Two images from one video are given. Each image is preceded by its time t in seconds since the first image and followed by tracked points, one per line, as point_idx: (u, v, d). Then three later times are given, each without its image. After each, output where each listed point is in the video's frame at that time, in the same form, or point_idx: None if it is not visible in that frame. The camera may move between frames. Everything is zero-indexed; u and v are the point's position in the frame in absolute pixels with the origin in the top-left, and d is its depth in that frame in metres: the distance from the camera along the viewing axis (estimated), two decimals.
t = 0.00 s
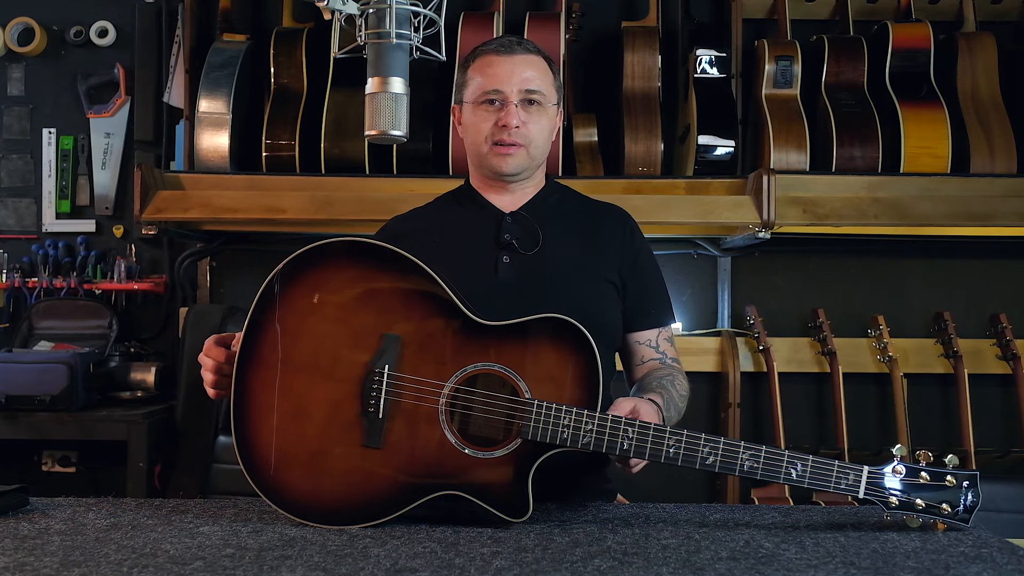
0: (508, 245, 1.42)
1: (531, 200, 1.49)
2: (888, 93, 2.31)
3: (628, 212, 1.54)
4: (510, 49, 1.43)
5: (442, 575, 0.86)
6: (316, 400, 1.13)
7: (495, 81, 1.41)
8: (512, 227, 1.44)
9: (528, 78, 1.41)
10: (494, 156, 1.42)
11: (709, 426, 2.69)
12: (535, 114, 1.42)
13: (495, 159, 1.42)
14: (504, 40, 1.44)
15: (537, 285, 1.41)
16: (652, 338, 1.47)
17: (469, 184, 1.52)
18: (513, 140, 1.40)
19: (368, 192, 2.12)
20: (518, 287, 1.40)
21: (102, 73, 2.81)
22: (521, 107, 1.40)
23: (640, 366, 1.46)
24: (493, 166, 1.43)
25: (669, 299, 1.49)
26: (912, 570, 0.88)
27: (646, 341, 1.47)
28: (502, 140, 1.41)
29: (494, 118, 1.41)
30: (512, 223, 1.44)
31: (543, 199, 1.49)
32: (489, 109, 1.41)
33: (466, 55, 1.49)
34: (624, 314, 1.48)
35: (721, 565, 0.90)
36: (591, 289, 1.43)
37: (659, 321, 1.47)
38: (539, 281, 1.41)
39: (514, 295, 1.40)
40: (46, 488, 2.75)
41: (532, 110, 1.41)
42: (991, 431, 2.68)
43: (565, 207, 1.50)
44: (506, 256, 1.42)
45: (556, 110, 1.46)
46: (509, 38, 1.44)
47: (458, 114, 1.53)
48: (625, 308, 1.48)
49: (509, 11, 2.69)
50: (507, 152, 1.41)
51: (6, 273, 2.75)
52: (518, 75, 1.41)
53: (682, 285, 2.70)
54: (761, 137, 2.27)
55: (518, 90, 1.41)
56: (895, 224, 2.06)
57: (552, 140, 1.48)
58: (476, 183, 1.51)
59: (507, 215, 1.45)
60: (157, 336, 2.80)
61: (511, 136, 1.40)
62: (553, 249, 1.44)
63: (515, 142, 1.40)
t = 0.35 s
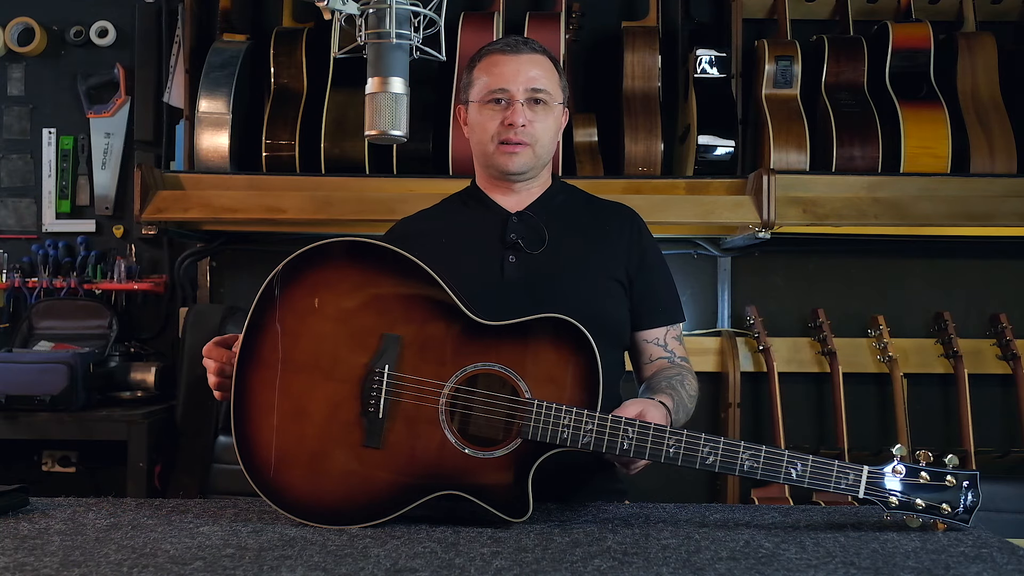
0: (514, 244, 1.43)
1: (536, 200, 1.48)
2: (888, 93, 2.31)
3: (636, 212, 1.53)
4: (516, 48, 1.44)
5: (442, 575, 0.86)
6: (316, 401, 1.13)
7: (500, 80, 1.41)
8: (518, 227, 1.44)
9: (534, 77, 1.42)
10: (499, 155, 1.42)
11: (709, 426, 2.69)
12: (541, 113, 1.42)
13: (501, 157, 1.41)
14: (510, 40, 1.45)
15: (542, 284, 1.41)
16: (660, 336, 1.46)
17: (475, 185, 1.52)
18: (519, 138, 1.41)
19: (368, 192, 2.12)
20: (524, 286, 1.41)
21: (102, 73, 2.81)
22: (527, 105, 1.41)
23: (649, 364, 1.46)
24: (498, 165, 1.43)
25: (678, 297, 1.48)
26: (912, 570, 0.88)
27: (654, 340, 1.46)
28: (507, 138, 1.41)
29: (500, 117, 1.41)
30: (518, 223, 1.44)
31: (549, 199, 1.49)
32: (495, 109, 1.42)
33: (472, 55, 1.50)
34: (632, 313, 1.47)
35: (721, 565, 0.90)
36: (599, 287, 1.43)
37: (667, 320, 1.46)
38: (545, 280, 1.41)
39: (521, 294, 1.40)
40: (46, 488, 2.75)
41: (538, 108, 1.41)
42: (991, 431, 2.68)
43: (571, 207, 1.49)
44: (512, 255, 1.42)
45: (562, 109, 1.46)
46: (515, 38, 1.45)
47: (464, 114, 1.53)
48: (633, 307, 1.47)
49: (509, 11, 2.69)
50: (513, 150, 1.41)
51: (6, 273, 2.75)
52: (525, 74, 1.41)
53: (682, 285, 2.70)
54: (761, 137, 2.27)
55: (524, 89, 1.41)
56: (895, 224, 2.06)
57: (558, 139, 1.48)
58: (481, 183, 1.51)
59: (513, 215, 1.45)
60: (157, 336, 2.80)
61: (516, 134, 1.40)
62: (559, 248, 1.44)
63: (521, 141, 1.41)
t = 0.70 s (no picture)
0: (520, 244, 1.43)
1: (542, 202, 1.48)
2: (888, 93, 2.31)
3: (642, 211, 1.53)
4: (526, 53, 1.42)
5: (442, 575, 0.86)
6: (316, 400, 1.13)
7: (510, 87, 1.40)
8: (524, 227, 1.44)
9: (543, 84, 1.41)
10: (508, 162, 1.43)
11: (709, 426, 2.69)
12: (551, 120, 1.42)
13: (509, 164, 1.43)
14: (519, 44, 1.43)
15: (547, 284, 1.41)
16: (668, 334, 1.46)
17: (481, 186, 1.54)
18: (528, 146, 1.41)
19: (368, 192, 2.12)
20: (529, 286, 1.41)
21: (103, 73, 2.81)
22: (536, 113, 1.41)
23: (657, 363, 1.46)
24: (507, 172, 1.44)
25: (685, 295, 1.47)
26: (912, 570, 0.88)
27: (660, 338, 1.46)
28: (516, 146, 1.42)
29: (509, 124, 1.41)
30: (523, 223, 1.44)
31: (554, 199, 1.49)
32: (504, 116, 1.41)
33: (480, 54, 1.48)
34: (638, 312, 1.47)
35: (721, 565, 0.90)
36: (605, 286, 1.43)
37: (673, 319, 1.45)
38: (550, 279, 1.41)
39: (527, 293, 1.41)
40: (46, 489, 2.75)
41: (547, 116, 1.41)
42: (990, 431, 2.68)
43: (576, 207, 1.49)
44: (517, 255, 1.43)
45: (571, 115, 1.46)
46: (525, 42, 1.43)
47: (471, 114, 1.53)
48: (639, 305, 1.46)
49: (509, 11, 2.69)
50: (522, 158, 1.42)
51: (6, 273, 2.75)
52: (534, 81, 1.40)
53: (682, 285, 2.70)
54: (761, 137, 2.27)
55: (533, 96, 1.40)
56: (895, 224, 2.06)
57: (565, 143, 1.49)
58: (488, 185, 1.52)
59: (518, 215, 1.45)
60: (157, 336, 2.80)
61: (526, 142, 1.41)
62: (564, 248, 1.44)
63: (530, 149, 1.41)
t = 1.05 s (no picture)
0: (521, 246, 1.43)
1: (542, 202, 1.48)
2: (888, 93, 2.31)
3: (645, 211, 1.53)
4: (524, 47, 1.44)
5: (442, 575, 0.86)
6: (317, 400, 1.13)
7: (508, 77, 1.42)
8: (525, 228, 1.44)
9: (541, 75, 1.42)
10: (506, 152, 1.42)
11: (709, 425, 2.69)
12: (548, 110, 1.42)
13: (507, 154, 1.42)
14: (518, 39, 1.46)
15: (549, 284, 1.41)
16: (670, 336, 1.46)
17: (483, 186, 1.54)
18: (525, 135, 1.41)
19: (368, 192, 2.12)
20: (531, 287, 1.41)
21: (103, 73, 2.81)
22: (534, 103, 1.41)
23: (660, 365, 1.46)
24: (505, 162, 1.43)
25: (687, 295, 1.47)
26: (912, 570, 0.88)
27: (663, 341, 1.46)
28: (513, 135, 1.41)
29: (506, 114, 1.41)
30: (524, 224, 1.44)
31: (556, 199, 1.49)
32: (502, 106, 1.42)
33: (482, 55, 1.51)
34: (641, 313, 1.46)
35: (721, 564, 0.90)
36: (606, 287, 1.43)
37: (675, 320, 1.45)
38: (552, 280, 1.41)
39: (529, 294, 1.41)
40: (46, 489, 2.75)
41: (545, 106, 1.42)
42: (990, 431, 2.68)
43: (578, 207, 1.49)
44: (518, 257, 1.42)
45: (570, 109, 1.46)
46: (523, 37, 1.46)
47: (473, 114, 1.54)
48: (642, 305, 1.46)
49: (509, 11, 2.69)
50: (519, 148, 1.41)
51: (6, 274, 2.75)
52: (532, 72, 1.42)
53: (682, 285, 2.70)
54: (761, 137, 2.27)
55: (531, 87, 1.41)
56: (895, 224, 2.06)
57: (565, 138, 1.48)
58: (489, 184, 1.52)
59: (519, 216, 1.45)
60: (157, 336, 2.80)
61: (522, 131, 1.40)
62: (566, 249, 1.44)
63: (527, 138, 1.41)
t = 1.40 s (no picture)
0: (517, 247, 1.43)
1: (540, 203, 1.48)
2: (888, 93, 2.31)
3: (643, 211, 1.53)
4: (521, 49, 1.44)
5: (442, 575, 0.86)
6: (320, 399, 1.13)
7: (505, 80, 1.41)
8: (521, 229, 1.44)
9: (538, 77, 1.42)
10: (504, 155, 1.42)
11: (709, 425, 2.69)
12: (546, 113, 1.42)
13: (505, 157, 1.42)
14: (515, 40, 1.45)
15: (546, 285, 1.41)
16: (669, 336, 1.46)
17: (480, 187, 1.54)
18: (523, 139, 1.41)
19: (368, 192, 2.12)
20: (527, 287, 1.41)
21: (103, 73, 2.81)
22: (531, 106, 1.41)
23: (659, 364, 1.46)
24: (503, 165, 1.44)
25: (685, 297, 1.47)
26: (912, 570, 0.88)
27: (661, 341, 1.46)
28: (511, 139, 1.41)
29: (504, 117, 1.41)
30: (520, 225, 1.45)
31: (552, 199, 1.49)
32: (500, 109, 1.42)
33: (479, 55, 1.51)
34: (639, 313, 1.47)
35: (721, 564, 0.89)
36: (604, 288, 1.42)
37: (673, 320, 1.45)
38: (550, 280, 1.41)
39: (526, 294, 1.41)
40: (46, 489, 2.75)
41: (542, 109, 1.42)
42: (991, 431, 2.68)
43: (575, 208, 1.49)
44: (514, 257, 1.43)
45: (568, 110, 1.46)
46: (520, 38, 1.45)
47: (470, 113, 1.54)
48: (639, 305, 1.46)
49: (509, 11, 2.69)
50: (517, 151, 1.42)
51: (6, 273, 2.75)
52: (529, 74, 1.42)
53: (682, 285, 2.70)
54: (761, 137, 2.27)
55: (528, 89, 1.41)
56: (895, 224, 2.06)
57: (563, 139, 1.48)
58: (487, 185, 1.52)
59: (515, 217, 1.45)
60: (157, 336, 2.80)
61: (520, 134, 1.40)
62: (564, 249, 1.44)
63: (525, 141, 1.41)
